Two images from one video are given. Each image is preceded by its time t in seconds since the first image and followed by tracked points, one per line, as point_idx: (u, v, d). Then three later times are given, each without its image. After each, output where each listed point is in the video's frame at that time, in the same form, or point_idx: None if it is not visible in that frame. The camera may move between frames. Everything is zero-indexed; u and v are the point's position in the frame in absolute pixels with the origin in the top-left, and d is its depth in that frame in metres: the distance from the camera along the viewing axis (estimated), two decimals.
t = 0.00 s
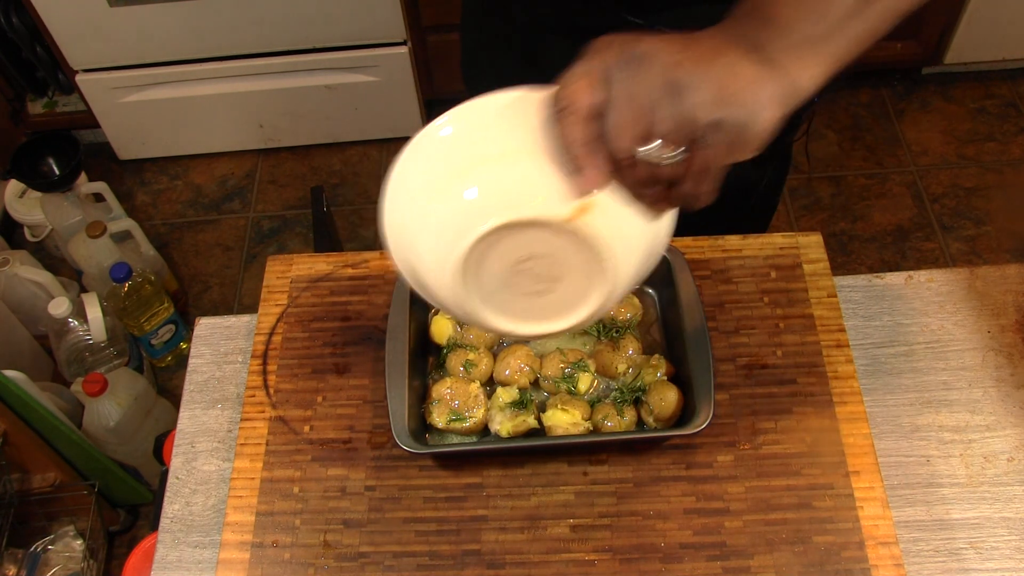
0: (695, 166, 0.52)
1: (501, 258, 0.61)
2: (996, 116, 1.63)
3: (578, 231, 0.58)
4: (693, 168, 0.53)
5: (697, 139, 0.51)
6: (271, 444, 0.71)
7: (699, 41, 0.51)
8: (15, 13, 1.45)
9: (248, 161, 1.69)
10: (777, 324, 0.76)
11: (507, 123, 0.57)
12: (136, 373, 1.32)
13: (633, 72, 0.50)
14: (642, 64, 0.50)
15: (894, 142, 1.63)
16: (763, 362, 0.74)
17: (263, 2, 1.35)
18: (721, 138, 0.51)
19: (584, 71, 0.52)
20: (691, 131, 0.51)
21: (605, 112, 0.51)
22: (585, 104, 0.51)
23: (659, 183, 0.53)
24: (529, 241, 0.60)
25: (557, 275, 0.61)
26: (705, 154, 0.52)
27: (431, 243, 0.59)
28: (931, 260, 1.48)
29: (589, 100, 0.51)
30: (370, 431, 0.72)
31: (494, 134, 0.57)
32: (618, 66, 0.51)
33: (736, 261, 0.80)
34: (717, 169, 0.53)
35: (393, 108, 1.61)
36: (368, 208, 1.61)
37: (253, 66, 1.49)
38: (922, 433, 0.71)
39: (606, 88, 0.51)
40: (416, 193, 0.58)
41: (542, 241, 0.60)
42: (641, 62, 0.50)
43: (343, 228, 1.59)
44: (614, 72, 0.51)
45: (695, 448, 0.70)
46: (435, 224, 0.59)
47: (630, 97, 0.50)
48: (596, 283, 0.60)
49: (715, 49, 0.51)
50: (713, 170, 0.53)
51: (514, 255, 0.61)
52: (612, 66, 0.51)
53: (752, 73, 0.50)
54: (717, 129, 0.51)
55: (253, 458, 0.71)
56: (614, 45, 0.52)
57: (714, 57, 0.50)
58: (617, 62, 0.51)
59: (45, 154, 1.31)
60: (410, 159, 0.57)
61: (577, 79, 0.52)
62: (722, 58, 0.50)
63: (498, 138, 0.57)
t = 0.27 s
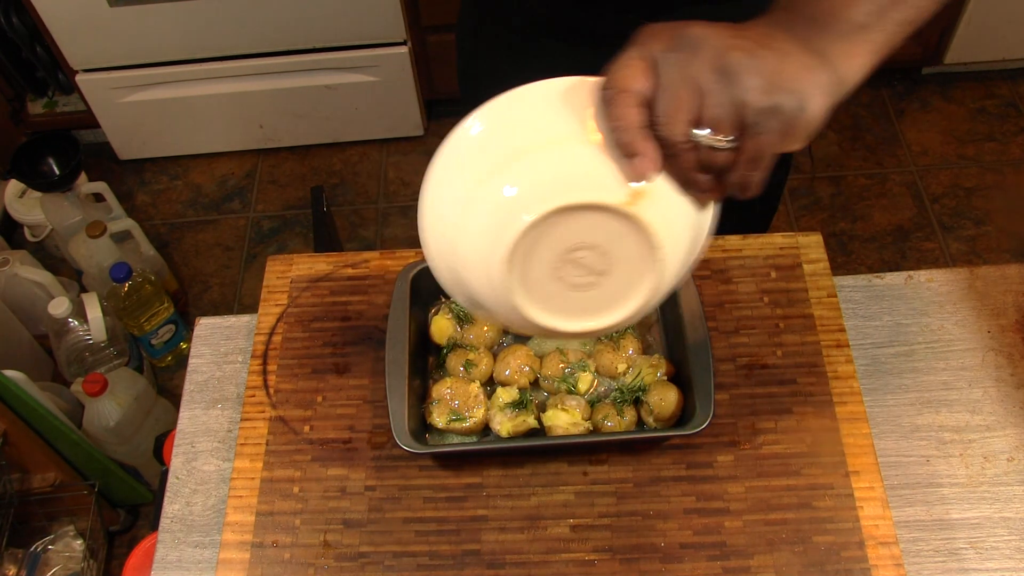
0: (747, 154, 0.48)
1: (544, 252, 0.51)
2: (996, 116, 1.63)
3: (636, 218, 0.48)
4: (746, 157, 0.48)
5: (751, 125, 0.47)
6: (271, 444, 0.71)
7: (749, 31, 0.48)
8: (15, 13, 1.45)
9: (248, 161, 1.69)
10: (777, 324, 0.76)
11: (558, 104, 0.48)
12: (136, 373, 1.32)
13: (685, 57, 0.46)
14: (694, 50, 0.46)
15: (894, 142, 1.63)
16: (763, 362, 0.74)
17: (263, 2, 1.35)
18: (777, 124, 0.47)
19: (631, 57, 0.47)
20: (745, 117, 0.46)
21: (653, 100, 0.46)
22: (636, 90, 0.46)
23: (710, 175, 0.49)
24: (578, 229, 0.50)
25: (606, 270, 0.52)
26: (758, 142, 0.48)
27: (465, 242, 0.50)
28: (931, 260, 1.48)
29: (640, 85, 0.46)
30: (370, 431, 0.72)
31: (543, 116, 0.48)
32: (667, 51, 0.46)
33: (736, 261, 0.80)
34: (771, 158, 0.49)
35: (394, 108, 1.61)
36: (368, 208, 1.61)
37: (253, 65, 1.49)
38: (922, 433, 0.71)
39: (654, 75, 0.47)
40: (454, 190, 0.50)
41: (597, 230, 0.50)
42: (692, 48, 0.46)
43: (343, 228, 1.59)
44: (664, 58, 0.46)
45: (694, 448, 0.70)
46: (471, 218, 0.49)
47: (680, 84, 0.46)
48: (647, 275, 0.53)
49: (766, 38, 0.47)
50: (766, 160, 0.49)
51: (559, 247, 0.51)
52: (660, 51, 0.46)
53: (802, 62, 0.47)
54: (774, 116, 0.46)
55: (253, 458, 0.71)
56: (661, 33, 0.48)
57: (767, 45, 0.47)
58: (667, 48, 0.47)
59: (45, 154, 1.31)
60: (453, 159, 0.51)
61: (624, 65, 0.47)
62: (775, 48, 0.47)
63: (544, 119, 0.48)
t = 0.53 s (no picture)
0: (777, 144, 0.48)
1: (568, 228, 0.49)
2: (996, 117, 1.64)
3: (668, 203, 0.47)
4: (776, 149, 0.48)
5: (782, 114, 0.47)
6: (271, 444, 0.71)
7: (782, 24, 0.48)
8: (15, 13, 1.45)
9: (248, 161, 1.69)
10: (777, 325, 0.76)
11: (591, 91, 0.48)
12: (136, 373, 1.32)
13: (721, 47, 0.47)
14: (730, 40, 0.47)
15: (894, 142, 1.63)
16: (763, 362, 0.74)
17: (263, 2, 1.35)
18: (806, 115, 0.47)
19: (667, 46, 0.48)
20: (777, 107, 0.46)
21: (688, 87, 0.47)
22: (673, 76, 0.47)
23: (740, 165, 0.49)
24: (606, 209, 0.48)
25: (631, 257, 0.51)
26: (789, 132, 0.47)
27: (491, 224, 0.49)
28: (931, 260, 1.48)
29: (676, 72, 0.47)
30: (370, 431, 0.72)
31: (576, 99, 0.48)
32: (705, 40, 0.47)
33: (736, 261, 0.80)
34: (799, 149, 0.49)
35: (394, 108, 1.61)
36: (368, 208, 1.62)
37: (253, 65, 1.49)
38: (921, 433, 0.71)
39: (690, 63, 0.47)
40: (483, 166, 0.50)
41: (625, 211, 0.48)
42: (728, 38, 0.47)
43: (343, 228, 1.59)
44: (701, 47, 0.47)
45: (694, 448, 0.70)
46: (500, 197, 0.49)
47: (715, 70, 0.47)
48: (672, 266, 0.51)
49: (800, 32, 0.47)
50: (796, 151, 0.49)
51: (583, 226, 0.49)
52: (696, 40, 0.48)
53: (832, 54, 0.46)
54: (804, 106, 0.46)
55: (253, 458, 0.71)
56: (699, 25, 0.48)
57: (801, 39, 0.47)
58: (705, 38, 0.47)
59: (45, 155, 1.31)
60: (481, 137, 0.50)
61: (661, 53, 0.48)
62: (808, 41, 0.47)
63: (574, 104, 0.48)
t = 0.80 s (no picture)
0: (792, 120, 0.48)
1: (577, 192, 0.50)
2: (996, 116, 1.64)
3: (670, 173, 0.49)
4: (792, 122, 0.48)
5: (797, 91, 0.47)
6: (271, 444, 0.71)
7: None
8: (15, 13, 1.45)
9: (248, 161, 1.69)
10: (777, 324, 0.76)
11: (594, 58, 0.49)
12: (137, 373, 1.32)
13: (742, 20, 0.47)
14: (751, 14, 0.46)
15: (894, 142, 1.63)
16: (763, 362, 0.74)
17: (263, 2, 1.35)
18: (820, 93, 0.46)
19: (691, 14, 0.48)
20: (791, 83, 0.46)
21: (706, 54, 0.48)
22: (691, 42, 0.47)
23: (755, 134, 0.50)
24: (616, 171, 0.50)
25: (639, 225, 0.52)
26: (804, 109, 0.47)
27: (498, 193, 0.51)
28: (931, 260, 1.48)
29: (696, 39, 0.48)
30: (370, 431, 0.72)
31: (586, 64, 0.49)
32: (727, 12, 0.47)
33: (736, 261, 0.80)
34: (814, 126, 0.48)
35: (394, 108, 1.61)
36: (368, 208, 1.61)
37: (253, 65, 1.49)
38: (922, 433, 0.71)
39: (710, 31, 0.48)
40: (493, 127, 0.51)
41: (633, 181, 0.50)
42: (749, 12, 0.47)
43: (343, 228, 1.59)
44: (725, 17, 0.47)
45: (694, 448, 0.70)
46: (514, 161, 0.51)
47: (734, 41, 0.47)
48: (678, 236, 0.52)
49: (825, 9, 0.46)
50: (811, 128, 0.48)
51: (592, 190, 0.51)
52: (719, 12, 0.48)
53: (850, 33, 0.46)
54: (820, 83, 0.46)
55: (253, 458, 0.71)
56: None
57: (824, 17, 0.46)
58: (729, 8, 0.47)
59: (45, 155, 1.31)
60: (487, 103, 0.51)
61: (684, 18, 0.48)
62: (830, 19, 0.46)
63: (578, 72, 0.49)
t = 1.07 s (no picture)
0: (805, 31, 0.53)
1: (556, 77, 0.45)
2: (996, 116, 1.64)
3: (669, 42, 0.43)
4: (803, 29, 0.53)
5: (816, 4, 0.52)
6: (271, 444, 0.71)
7: None
8: (15, 13, 1.45)
9: (248, 161, 1.69)
10: (777, 325, 0.76)
11: None
12: (137, 373, 1.32)
13: None
14: None
15: (894, 142, 1.63)
16: (763, 362, 0.74)
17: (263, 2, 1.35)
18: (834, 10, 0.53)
19: None
20: None
21: None
22: None
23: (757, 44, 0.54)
24: (597, 42, 0.45)
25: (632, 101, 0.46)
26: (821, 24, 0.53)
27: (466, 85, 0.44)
28: (931, 260, 1.48)
29: None
30: (370, 431, 0.72)
31: None
32: None
33: (736, 261, 0.80)
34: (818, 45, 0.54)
35: (394, 108, 1.61)
36: (368, 208, 1.61)
37: (253, 65, 1.49)
38: (922, 433, 0.71)
39: None
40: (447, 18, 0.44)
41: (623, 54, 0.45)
42: None
43: (342, 228, 1.59)
44: None
45: (694, 448, 0.70)
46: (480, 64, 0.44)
47: None
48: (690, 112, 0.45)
49: None
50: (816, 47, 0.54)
51: (571, 64, 0.45)
52: None
53: None
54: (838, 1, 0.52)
55: (253, 458, 0.71)
56: None
57: None
58: None
59: (45, 155, 1.31)
60: None
61: None
62: None
63: None
